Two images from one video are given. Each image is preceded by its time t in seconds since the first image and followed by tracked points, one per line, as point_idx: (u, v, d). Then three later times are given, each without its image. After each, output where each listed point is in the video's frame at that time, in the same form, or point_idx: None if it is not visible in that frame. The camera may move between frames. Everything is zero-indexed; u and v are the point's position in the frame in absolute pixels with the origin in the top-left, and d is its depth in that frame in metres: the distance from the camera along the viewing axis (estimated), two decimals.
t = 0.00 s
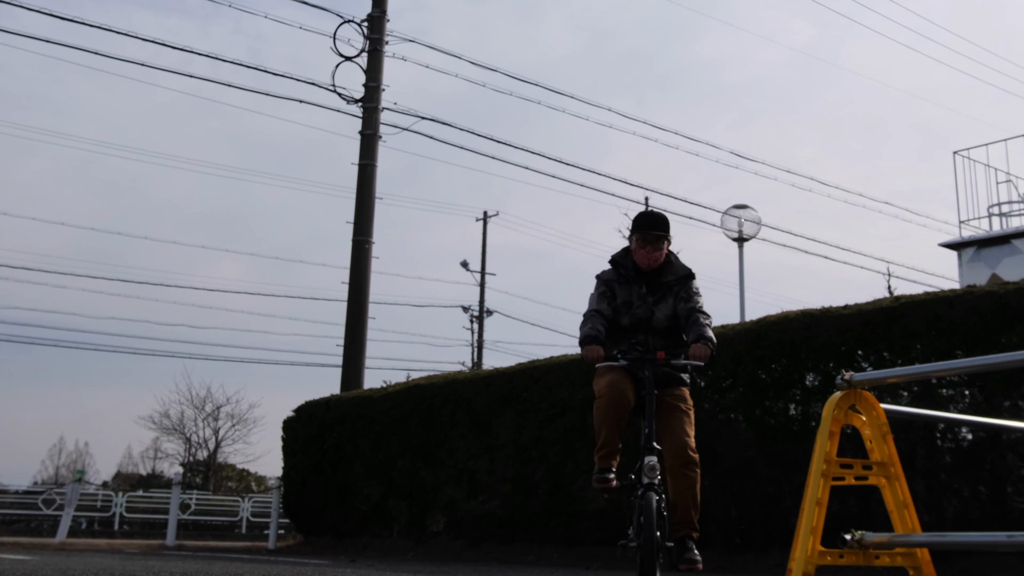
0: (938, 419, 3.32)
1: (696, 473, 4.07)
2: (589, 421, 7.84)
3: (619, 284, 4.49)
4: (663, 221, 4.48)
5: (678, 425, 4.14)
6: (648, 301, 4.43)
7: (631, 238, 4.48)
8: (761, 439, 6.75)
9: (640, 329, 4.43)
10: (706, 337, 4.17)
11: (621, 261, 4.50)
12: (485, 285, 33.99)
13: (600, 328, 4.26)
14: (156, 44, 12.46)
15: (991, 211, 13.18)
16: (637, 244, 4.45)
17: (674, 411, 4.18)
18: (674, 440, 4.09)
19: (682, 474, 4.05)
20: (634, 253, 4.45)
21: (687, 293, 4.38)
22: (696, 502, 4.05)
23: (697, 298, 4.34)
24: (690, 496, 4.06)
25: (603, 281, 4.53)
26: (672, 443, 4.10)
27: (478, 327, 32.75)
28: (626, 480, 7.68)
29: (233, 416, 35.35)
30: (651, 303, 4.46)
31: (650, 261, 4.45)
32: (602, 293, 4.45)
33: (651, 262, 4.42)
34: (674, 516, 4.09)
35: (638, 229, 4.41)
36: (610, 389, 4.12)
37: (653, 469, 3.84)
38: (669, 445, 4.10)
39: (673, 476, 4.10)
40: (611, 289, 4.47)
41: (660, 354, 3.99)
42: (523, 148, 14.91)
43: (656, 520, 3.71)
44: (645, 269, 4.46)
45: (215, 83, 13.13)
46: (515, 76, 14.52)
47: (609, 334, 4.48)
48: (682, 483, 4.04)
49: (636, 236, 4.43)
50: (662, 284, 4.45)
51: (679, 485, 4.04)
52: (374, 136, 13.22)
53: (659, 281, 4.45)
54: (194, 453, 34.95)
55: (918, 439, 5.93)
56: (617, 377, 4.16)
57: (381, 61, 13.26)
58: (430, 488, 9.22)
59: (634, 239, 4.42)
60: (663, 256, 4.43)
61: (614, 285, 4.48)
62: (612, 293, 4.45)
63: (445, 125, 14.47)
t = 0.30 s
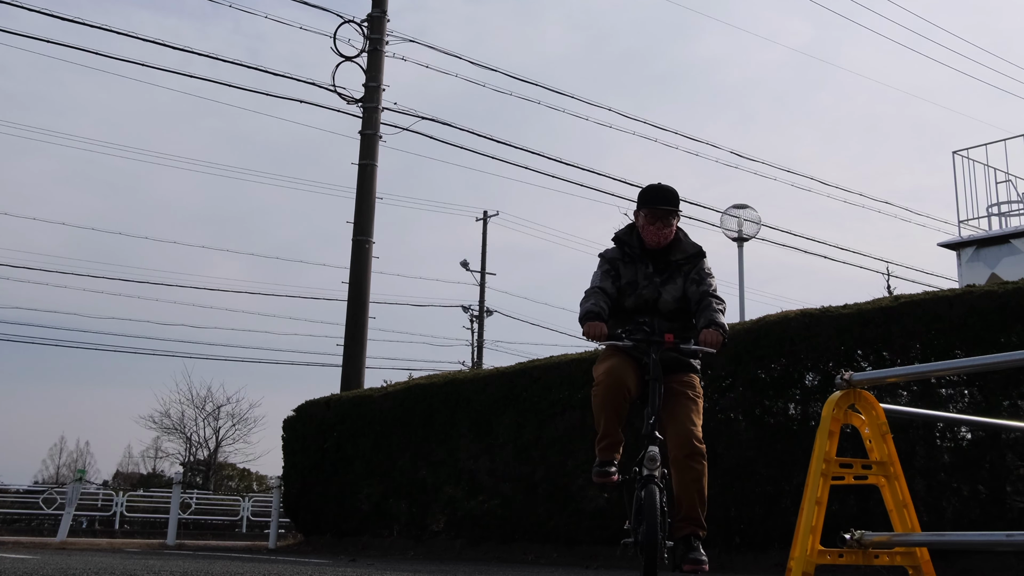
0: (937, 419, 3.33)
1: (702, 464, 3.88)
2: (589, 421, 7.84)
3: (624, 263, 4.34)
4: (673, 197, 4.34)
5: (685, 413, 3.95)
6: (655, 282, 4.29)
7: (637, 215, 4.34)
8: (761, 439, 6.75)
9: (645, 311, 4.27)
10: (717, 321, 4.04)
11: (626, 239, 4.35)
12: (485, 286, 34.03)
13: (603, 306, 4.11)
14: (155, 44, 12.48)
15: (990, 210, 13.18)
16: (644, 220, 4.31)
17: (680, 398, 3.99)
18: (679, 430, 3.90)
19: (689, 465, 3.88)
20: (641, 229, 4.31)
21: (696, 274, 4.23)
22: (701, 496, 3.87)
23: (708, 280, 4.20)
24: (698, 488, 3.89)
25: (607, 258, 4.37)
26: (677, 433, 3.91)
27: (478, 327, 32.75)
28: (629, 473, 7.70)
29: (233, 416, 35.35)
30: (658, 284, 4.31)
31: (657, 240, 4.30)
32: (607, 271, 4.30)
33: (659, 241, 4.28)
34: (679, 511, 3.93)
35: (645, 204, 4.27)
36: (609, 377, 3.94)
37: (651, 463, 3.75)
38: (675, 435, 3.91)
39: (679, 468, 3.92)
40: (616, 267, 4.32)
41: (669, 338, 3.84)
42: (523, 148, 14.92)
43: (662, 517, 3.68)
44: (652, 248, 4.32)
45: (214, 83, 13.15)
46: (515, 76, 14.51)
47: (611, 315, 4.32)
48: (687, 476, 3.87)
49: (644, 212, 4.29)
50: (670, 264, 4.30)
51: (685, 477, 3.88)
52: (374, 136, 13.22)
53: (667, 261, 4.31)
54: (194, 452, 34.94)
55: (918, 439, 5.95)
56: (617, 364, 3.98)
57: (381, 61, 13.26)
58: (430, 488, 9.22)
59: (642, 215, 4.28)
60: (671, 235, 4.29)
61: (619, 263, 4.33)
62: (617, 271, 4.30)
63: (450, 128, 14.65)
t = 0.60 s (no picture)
0: (934, 420, 3.36)
1: (718, 458, 3.69)
2: (588, 421, 7.88)
3: (634, 237, 4.06)
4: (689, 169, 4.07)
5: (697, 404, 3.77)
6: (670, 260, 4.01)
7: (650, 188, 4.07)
8: (759, 439, 6.78)
9: (658, 290, 4.01)
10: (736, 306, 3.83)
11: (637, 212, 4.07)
12: (485, 288, 34.14)
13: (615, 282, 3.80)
14: (157, 47, 12.54)
15: (988, 212, 13.23)
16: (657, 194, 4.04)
17: (695, 385, 3.81)
18: (694, 420, 3.71)
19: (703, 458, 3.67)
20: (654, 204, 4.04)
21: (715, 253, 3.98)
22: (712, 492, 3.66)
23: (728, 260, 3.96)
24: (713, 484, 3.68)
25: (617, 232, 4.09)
26: (691, 424, 3.73)
27: (479, 327, 32.82)
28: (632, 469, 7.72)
29: (235, 416, 35.39)
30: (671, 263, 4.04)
31: (672, 217, 4.05)
32: (618, 245, 4.00)
33: (674, 218, 4.02)
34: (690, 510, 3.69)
35: (657, 178, 4.00)
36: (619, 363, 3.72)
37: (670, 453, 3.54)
38: (689, 425, 3.73)
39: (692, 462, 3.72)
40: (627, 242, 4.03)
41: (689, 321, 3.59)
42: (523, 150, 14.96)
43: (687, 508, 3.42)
44: (665, 224, 4.06)
45: (216, 85, 13.20)
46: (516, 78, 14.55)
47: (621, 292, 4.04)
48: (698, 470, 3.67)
49: (656, 185, 4.02)
50: (686, 241, 4.04)
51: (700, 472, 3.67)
52: (375, 139, 13.26)
53: (681, 238, 4.05)
54: (197, 452, 35.00)
55: (915, 439, 5.98)
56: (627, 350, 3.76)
57: (382, 63, 13.30)
58: (430, 488, 9.27)
59: (655, 188, 4.01)
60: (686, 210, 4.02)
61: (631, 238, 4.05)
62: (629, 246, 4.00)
63: (452, 126, 14.67)
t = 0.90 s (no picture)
0: (920, 421, 3.53)
1: (738, 454, 3.68)
2: (585, 422, 8.06)
3: (647, 217, 3.94)
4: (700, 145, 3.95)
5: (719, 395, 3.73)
6: (687, 242, 3.89)
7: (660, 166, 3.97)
8: (751, 440, 6.95)
9: (675, 274, 3.90)
10: (762, 294, 3.76)
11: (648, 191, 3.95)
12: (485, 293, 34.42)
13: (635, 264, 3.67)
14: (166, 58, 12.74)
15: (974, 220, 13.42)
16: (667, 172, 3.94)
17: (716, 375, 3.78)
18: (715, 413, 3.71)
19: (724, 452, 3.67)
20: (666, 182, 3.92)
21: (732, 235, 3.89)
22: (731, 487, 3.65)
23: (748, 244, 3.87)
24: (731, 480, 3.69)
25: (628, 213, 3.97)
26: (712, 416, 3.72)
27: (481, 331, 33.02)
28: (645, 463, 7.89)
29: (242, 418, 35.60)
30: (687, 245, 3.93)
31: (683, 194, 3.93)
32: (632, 226, 3.87)
33: (685, 195, 3.91)
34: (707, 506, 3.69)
35: (669, 153, 3.87)
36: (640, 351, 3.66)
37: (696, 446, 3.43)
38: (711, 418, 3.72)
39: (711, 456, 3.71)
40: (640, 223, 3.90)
41: (715, 307, 3.50)
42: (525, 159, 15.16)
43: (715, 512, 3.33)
44: (678, 202, 3.94)
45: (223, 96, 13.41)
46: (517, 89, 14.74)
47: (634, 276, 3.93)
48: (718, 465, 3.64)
49: (668, 162, 3.90)
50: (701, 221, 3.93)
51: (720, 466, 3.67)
52: (379, 148, 13.46)
53: (695, 217, 3.93)
54: (205, 453, 35.20)
55: (903, 441, 6.17)
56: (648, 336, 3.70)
57: (386, 75, 13.49)
58: (432, 488, 9.44)
59: (666, 165, 3.89)
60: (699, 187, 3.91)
61: (643, 218, 3.93)
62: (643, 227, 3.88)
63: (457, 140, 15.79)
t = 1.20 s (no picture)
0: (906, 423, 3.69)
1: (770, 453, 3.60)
2: (582, 424, 8.25)
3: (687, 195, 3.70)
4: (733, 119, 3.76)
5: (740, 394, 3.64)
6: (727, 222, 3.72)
7: (695, 138, 3.75)
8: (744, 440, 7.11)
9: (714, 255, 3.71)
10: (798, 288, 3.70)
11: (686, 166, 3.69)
12: (485, 297, 34.71)
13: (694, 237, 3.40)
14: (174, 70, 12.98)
15: (960, 227, 13.62)
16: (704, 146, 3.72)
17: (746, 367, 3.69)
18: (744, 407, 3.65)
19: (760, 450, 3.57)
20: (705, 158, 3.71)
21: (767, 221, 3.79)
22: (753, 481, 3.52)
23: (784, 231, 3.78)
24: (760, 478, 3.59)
25: (669, 186, 3.68)
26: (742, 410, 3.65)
27: (484, 334, 33.24)
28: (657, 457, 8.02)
29: (250, 419, 35.82)
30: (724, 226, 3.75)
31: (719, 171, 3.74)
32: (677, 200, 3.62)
33: (718, 169, 3.72)
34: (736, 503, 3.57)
35: (707, 126, 3.66)
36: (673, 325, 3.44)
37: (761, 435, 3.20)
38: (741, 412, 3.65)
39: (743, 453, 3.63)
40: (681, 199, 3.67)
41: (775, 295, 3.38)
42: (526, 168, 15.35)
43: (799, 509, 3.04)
44: (716, 179, 3.74)
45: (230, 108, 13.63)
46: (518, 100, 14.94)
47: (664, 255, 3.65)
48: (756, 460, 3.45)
49: (705, 137, 3.69)
50: (738, 203, 3.78)
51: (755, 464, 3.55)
52: (383, 159, 13.65)
53: (736, 198, 3.77)
54: (214, 454, 35.42)
55: (891, 442, 6.38)
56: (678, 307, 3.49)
57: (390, 87, 13.69)
58: (434, 488, 9.62)
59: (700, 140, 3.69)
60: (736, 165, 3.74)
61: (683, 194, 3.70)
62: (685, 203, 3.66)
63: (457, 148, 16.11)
